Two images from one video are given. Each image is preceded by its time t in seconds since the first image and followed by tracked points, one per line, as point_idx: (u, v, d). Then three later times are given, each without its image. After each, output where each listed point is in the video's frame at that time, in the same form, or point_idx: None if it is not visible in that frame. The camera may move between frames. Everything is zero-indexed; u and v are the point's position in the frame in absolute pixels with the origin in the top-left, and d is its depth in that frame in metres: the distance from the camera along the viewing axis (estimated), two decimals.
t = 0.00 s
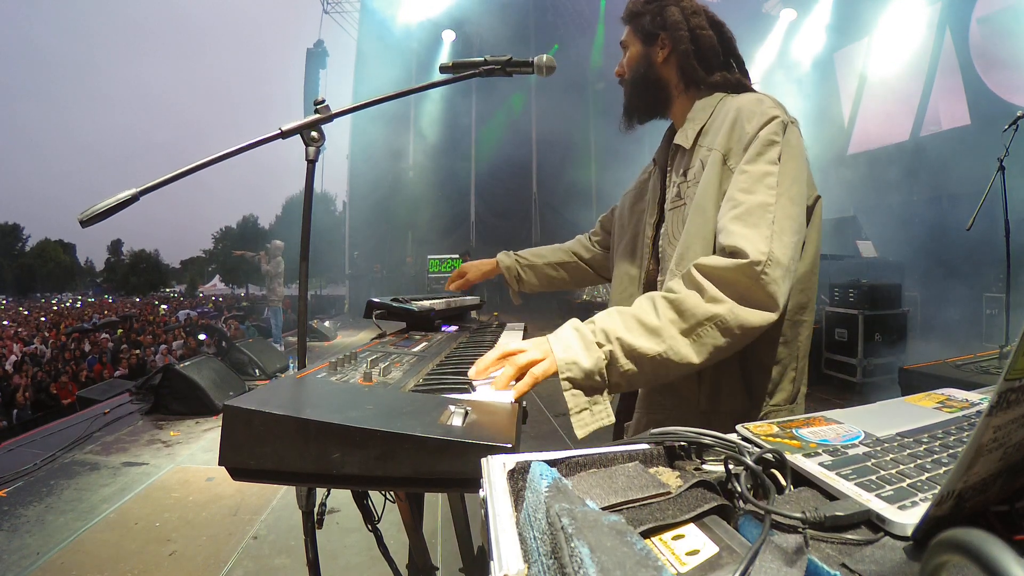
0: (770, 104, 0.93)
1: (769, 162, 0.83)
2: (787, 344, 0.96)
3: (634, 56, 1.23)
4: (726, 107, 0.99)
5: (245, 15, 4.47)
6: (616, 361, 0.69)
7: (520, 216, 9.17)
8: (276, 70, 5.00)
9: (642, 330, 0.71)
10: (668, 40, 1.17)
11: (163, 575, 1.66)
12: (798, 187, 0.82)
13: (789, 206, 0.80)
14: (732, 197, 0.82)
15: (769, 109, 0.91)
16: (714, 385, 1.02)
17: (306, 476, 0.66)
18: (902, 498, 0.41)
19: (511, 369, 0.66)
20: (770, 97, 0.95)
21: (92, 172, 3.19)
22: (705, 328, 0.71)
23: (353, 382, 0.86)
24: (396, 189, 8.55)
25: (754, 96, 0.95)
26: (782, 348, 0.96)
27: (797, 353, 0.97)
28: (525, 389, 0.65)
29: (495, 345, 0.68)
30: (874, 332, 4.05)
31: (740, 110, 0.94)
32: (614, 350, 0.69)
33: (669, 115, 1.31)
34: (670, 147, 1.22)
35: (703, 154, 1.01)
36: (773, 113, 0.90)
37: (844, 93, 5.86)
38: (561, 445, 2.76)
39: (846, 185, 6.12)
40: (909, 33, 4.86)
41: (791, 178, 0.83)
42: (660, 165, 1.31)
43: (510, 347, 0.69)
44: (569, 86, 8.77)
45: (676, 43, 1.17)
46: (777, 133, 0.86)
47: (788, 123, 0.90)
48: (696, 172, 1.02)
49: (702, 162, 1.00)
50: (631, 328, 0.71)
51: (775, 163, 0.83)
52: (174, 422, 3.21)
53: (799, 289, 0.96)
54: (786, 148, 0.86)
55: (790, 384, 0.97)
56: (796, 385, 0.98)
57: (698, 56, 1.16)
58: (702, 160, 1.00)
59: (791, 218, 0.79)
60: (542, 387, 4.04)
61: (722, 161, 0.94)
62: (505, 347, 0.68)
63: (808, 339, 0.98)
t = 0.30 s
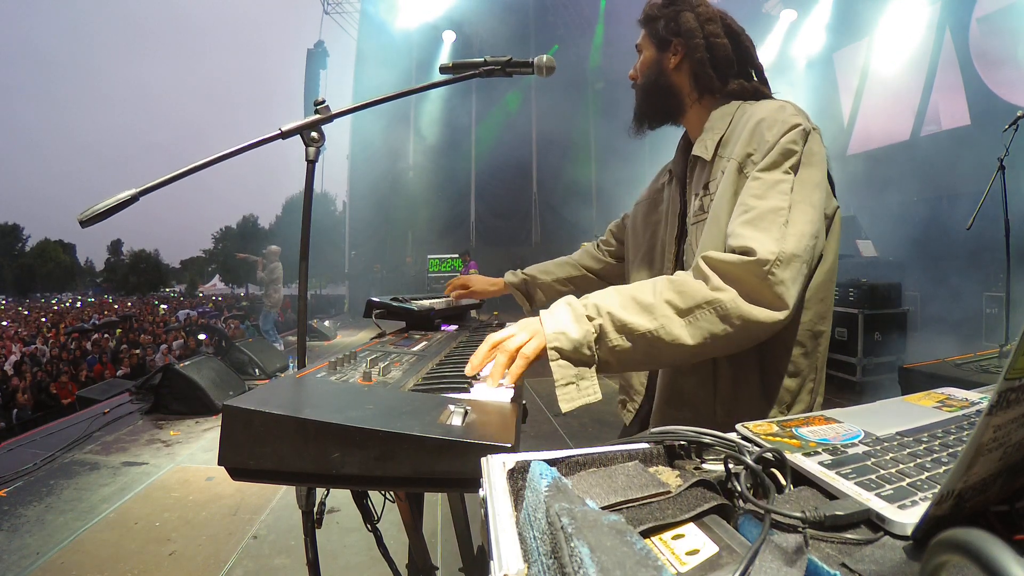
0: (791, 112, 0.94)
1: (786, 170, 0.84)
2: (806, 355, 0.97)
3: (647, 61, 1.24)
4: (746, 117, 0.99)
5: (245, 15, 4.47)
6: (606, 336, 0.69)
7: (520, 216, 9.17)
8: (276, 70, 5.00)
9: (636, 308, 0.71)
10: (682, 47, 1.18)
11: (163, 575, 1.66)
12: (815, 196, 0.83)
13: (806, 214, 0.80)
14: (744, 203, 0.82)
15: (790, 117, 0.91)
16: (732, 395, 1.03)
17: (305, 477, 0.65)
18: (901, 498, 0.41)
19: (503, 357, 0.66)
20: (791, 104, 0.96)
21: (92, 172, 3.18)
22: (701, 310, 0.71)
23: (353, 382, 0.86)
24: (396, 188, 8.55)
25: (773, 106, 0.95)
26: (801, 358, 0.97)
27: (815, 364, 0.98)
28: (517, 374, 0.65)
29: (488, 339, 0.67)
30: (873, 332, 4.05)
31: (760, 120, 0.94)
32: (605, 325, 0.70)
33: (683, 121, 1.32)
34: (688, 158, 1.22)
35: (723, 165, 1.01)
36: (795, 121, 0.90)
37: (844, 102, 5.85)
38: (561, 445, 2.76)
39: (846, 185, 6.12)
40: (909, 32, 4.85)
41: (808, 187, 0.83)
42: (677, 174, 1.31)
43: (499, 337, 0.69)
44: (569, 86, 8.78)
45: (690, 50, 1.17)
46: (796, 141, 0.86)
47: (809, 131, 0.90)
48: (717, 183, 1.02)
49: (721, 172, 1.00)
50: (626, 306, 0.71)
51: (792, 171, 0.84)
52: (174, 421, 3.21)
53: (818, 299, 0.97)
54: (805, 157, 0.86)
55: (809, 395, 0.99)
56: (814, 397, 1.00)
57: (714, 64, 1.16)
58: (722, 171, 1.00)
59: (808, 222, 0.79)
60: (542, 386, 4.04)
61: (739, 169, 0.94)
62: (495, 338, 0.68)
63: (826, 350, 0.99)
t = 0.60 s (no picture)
0: (778, 92, 0.94)
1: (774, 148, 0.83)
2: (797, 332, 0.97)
3: (644, 37, 1.23)
4: (734, 98, 1.00)
5: (244, 15, 4.46)
6: (598, 318, 0.69)
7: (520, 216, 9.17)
8: (276, 70, 4.99)
9: (627, 290, 0.71)
10: (684, 27, 1.18)
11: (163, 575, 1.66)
12: (803, 173, 0.82)
13: (796, 192, 0.80)
14: (734, 181, 0.82)
15: (778, 97, 0.91)
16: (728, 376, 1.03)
17: (306, 477, 0.65)
18: (901, 498, 0.41)
19: (503, 354, 0.67)
20: (779, 85, 0.96)
21: (92, 172, 3.18)
22: (692, 290, 0.71)
23: (353, 381, 0.86)
24: (396, 189, 8.55)
25: (761, 87, 0.96)
26: (794, 336, 0.97)
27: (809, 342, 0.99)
28: (518, 371, 0.66)
29: (485, 340, 0.67)
30: (874, 332, 4.05)
31: (748, 100, 0.94)
32: (597, 307, 0.70)
33: (674, 104, 1.32)
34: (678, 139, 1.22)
35: (711, 146, 1.01)
36: (782, 100, 0.90)
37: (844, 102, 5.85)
38: (561, 445, 2.76)
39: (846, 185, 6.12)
40: (909, 32, 4.85)
41: (797, 165, 0.83)
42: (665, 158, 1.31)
43: (497, 337, 0.69)
44: (569, 86, 8.77)
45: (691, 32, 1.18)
46: (784, 120, 0.86)
47: (797, 111, 0.90)
48: (705, 164, 1.02)
49: (711, 153, 1.01)
50: (617, 288, 0.71)
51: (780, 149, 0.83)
52: (174, 421, 3.21)
53: (810, 277, 0.97)
54: (791, 136, 0.86)
55: (804, 373, 0.99)
56: (809, 375, 1.00)
57: (715, 49, 1.17)
58: (710, 151, 1.00)
59: (798, 202, 0.79)
60: (542, 386, 4.04)
61: (728, 149, 0.94)
62: (493, 340, 0.67)
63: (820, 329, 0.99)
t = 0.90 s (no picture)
0: (753, 92, 0.94)
1: (755, 150, 0.84)
2: (786, 328, 0.99)
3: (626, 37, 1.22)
4: (712, 99, 1.00)
5: (245, 15, 4.46)
6: (612, 349, 0.69)
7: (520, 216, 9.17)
8: (275, 70, 4.99)
9: (639, 319, 0.71)
10: (666, 31, 1.18)
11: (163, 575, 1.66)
12: (786, 175, 0.83)
13: (779, 194, 0.80)
14: (721, 186, 0.82)
15: (752, 98, 0.92)
16: (721, 375, 1.02)
17: (307, 476, 0.65)
18: (901, 498, 0.41)
19: (511, 365, 0.67)
20: (754, 85, 0.96)
21: (92, 171, 3.18)
22: (701, 314, 0.71)
23: (353, 381, 0.86)
24: (396, 188, 8.54)
25: (738, 87, 0.96)
26: (783, 331, 0.98)
27: (799, 338, 1.00)
28: (523, 385, 0.66)
29: (493, 340, 0.68)
30: (874, 331, 4.05)
31: (724, 100, 0.95)
32: (610, 339, 0.69)
33: (652, 105, 1.33)
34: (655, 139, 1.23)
35: (689, 147, 1.01)
36: (756, 101, 0.90)
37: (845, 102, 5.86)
38: (561, 445, 2.76)
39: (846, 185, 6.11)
40: (909, 32, 4.84)
41: (778, 166, 0.83)
42: (643, 159, 1.31)
43: (506, 341, 0.69)
44: (569, 86, 8.77)
45: (673, 37, 1.18)
46: (761, 121, 0.87)
47: (773, 111, 0.90)
48: (683, 165, 1.03)
49: (689, 154, 1.01)
50: (628, 317, 0.71)
51: (761, 151, 0.83)
52: (174, 421, 3.21)
53: (796, 273, 0.99)
54: (770, 135, 0.86)
55: (795, 368, 1.00)
56: (801, 369, 1.02)
57: (695, 53, 1.18)
58: (688, 153, 1.01)
59: (782, 205, 0.79)
60: (542, 386, 4.04)
61: (709, 153, 0.94)
62: (501, 341, 0.69)
63: (808, 324, 1.02)
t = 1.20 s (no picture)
0: (736, 93, 0.94)
1: (741, 151, 0.83)
2: (775, 326, 1.00)
3: (614, 38, 1.22)
4: (695, 100, 1.01)
5: (245, 15, 4.46)
6: (606, 338, 0.69)
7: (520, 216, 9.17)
8: (275, 70, 4.99)
9: (633, 309, 0.71)
10: (654, 34, 1.19)
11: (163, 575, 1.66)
12: (770, 175, 0.83)
13: (764, 197, 0.80)
14: (710, 189, 0.82)
15: (734, 98, 0.92)
16: (711, 376, 1.02)
17: (307, 477, 0.66)
18: (902, 498, 0.41)
19: (507, 358, 0.66)
20: (735, 86, 0.97)
21: (92, 171, 3.18)
22: (694, 306, 0.71)
23: (353, 381, 0.86)
24: (396, 188, 8.54)
25: (721, 89, 0.97)
26: (772, 329, 0.99)
27: (788, 335, 1.01)
28: (525, 377, 0.66)
29: (490, 340, 0.66)
30: (874, 332, 4.05)
31: (707, 101, 0.96)
32: (605, 328, 0.69)
33: (637, 106, 1.33)
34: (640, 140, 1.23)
35: (673, 148, 1.02)
36: (738, 102, 0.91)
37: (846, 103, 5.85)
38: (561, 445, 2.76)
39: (847, 185, 6.12)
40: (908, 33, 4.85)
41: (763, 168, 0.83)
42: (629, 159, 1.31)
43: (502, 337, 0.68)
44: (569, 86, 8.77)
45: (661, 41, 1.19)
46: (744, 121, 0.87)
47: (756, 111, 0.90)
48: (667, 166, 1.03)
49: (673, 155, 1.01)
50: (623, 307, 0.71)
51: (747, 152, 0.83)
52: (174, 421, 3.21)
53: (784, 271, 1.00)
54: (755, 137, 0.86)
55: (785, 365, 1.01)
56: (791, 366, 1.03)
57: (681, 56, 1.18)
58: (672, 154, 1.01)
59: (769, 208, 0.80)
60: (542, 386, 4.03)
61: (694, 154, 0.95)
62: (498, 339, 0.67)
63: (797, 320, 1.02)
